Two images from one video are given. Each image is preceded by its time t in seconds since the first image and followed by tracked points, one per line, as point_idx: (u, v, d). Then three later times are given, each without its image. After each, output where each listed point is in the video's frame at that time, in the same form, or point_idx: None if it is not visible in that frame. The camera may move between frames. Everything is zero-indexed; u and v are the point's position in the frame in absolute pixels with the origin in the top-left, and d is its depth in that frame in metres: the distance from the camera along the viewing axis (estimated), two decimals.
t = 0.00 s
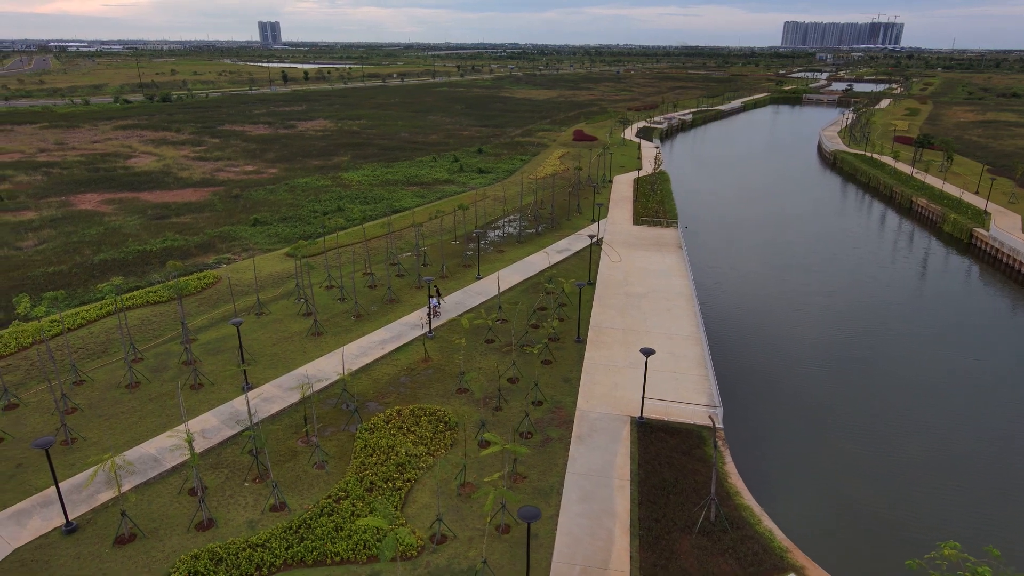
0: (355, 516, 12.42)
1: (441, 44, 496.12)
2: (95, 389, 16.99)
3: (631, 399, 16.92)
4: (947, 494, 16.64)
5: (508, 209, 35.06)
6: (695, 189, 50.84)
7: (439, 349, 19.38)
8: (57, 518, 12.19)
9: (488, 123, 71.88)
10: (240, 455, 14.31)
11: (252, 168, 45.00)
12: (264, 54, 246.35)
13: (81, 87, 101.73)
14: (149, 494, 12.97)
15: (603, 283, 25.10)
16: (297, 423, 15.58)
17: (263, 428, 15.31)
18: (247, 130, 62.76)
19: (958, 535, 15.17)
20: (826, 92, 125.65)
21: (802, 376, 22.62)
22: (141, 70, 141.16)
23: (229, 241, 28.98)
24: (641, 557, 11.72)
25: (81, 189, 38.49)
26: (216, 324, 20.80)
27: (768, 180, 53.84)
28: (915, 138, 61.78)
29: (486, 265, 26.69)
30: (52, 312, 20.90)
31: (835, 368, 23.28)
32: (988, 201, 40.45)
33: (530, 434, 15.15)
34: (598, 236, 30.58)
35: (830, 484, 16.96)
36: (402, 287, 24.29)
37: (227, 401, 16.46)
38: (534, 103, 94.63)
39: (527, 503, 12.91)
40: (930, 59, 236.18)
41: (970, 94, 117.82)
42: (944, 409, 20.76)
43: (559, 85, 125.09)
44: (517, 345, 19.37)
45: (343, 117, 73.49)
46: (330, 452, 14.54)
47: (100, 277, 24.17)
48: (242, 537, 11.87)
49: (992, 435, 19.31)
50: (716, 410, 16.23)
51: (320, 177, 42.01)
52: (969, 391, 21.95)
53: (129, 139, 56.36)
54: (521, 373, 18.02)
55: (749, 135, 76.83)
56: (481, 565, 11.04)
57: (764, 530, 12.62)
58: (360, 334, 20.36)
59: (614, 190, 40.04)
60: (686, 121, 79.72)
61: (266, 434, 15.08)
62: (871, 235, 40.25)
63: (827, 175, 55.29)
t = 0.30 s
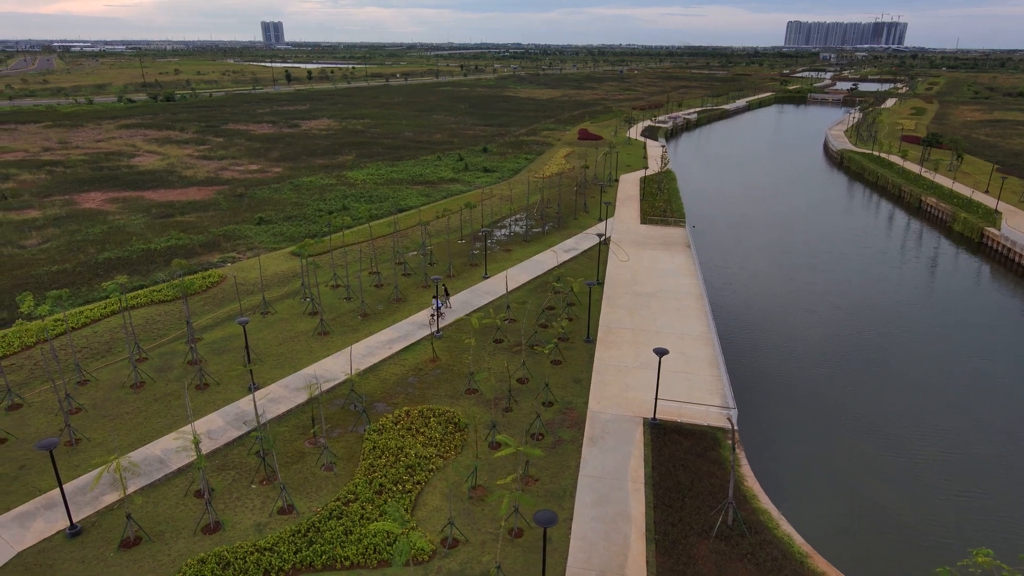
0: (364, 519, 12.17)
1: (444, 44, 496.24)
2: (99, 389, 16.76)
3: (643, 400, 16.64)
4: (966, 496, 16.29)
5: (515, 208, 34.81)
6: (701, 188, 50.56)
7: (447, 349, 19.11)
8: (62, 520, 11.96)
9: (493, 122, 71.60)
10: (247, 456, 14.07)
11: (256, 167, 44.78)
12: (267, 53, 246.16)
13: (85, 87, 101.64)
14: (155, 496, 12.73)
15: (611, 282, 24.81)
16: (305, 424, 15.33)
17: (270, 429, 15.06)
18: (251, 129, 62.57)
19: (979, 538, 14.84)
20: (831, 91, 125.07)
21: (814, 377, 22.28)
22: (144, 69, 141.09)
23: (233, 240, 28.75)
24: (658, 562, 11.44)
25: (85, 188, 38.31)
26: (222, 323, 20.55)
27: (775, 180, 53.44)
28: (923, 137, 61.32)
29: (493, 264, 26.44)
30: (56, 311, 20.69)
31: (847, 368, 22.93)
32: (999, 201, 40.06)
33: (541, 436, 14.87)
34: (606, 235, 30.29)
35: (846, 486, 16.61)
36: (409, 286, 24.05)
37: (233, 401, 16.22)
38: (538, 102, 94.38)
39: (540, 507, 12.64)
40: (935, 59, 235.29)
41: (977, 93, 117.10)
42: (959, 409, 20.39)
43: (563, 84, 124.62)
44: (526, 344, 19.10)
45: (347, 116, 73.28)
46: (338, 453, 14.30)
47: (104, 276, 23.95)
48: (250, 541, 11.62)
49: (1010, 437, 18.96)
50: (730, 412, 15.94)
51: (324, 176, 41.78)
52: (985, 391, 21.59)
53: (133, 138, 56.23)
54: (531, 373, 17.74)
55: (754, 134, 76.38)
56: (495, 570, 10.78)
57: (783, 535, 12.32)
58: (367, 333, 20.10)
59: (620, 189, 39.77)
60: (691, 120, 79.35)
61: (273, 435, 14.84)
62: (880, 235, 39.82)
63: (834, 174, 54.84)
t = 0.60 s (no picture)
0: (372, 525, 11.81)
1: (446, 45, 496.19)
2: (101, 390, 16.44)
3: (656, 401, 16.26)
4: (988, 497, 15.87)
5: (520, 207, 34.44)
6: (707, 187, 50.22)
7: (454, 349, 18.76)
8: (62, 525, 11.62)
9: (496, 121, 71.24)
10: (252, 459, 13.74)
11: (259, 166, 44.47)
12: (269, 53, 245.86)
13: (88, 87, 101.55)
14: (158, 500, 12.39)
15: (620, 282, 24.43)
16: (311, 425, 14.98)
17: (276, 431, 14.72)
18: (254, 128, 62.29)
19: (1004, 541, 14.40)
20: (836, 90, 124.54)
21: (827, 376, 21.87)
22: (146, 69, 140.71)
23: (237, 239, 28.43)
24: (676, 570, 11.07)
25: (88, 187, 38.00)
26: (225, 323, 20.20)
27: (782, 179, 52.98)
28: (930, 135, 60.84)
29: (500, 263, 26.08)
30: (57, 310, 20.37)
31: (861, 368, 22.50)
32: (1011, 199, 39.63)
33: (553, 438, 14.52)
34: (614, 234, 29.91)
35: (864, 487, 16.20)
36: (415, 286, 23.72)
37: (238, 402, 15.89)
38: (542, 101, 94.02)
39: (554, 511, 12.28)
40: (939, 59, 234.43)
41: (983, 92, 116.44)
42: (978, 410, 19.93)
43: (566, 84, 124.18)
44: (536, 344, 18.74)
45: (350, 116, 72.98)
46: (346, 456, 13.96)
47: (107, 275, 23.65)
48: (255, 547, 11.28)
49: None
50: (745, 413, 15.57)
51: (328, 175, 41.45)
52: (1002, 390, 21.18)
53: (136, 137, 55.95)
54: (541, 374, 17.38)
55: (759, 133, 75.88)
56: None
57: (805, 541, 11.93)
58: (373, 333, 19.77)
59: (626, 187, 39.41)
60: (695, 119, 78.98)
61: (279, 437, 14.49)
62: (890, 234, 39.36)
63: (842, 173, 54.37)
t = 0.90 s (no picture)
0: (379, 533, 11.38)
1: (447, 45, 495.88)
2: (99, 392, 16.02)
3: (669, 403, 15.80)
4: (1011, 499, 15.34)
5: (526, 205, 33.99)
6: (712, 186, 49.77)
7: (461, 350, 18.32)
8: (56, 533, 11.18)
9: (499, 120, 70.84)
10: (254, 463, 13.31)
11: (261, 165, 44.08)
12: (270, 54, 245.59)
13: (89, 86, 101.29)
14: (157, 507, 11.98)
15: (628, 281, 23.97)
16: (315, 428, 14.56)
17: (279, 434, 14.29)
18: (256, 127, 61.96)
19: None
20: (839, 90, 123.95)
21: (842, 375, 21.36)
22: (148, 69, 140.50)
23: (239, 237, 28.03)
24: None
25: (88, 185, 37.59)
26: (227, 323, 19.76)
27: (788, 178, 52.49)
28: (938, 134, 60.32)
29: (506, 263, 25.65)
30: (55, 310, 19.95)
31: (875, 367, 22.01)
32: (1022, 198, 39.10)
33: (564, 442, 14.06)
34: (621, 233, 29.45)
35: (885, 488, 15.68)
36: (420, 285, 23.30)
37: (239, 405, 15.46)
38: (544, 100, 93.57)
39: (567, 519, 11.83)
40: (942, 58, 233.56)
41: (988, 91, 115.78)
42: (998, 410, 19.40)
43: (568, 83, 123.66)
44: (544, 345, 18.30)
45: (352, 115, 72.59)
46: (350, 460, 13.55)
47: (106, 274, 23.23)
48: (258, 556, 10.85)
49: None
50: (761, 416, 15.12)
51: (331, 173, 41.03)
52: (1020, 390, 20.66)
53: (137, 136, 55.59)
54: (550, 375, 16.93)
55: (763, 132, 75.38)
56: None
57: (829, 550, 11.47)
58: (378, 333, 19.35)
59: (632, 186, 38.96)
60: (699, 118, 78.50)
61: (282, 441, 14.07)
62: (899, 233, 38.86)
63: (848, 172, 53.87)
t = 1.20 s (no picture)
0: (383, 544, 10.88)
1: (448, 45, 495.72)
2: (94, 395, 15.55)
3: (682, 407, 15.28)
4: None
5: (530, 204, 33.49)
6: (718, 185, 49.26)
7: (466, 351, 17.83)
8: (46, 543, 10.73)
9: (502, 120, 70.39)
10: (253, 470, 12.83)
11: (262, 164, 43.62)
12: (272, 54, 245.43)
13: (89, 86, 100.84)
14: (152, 516, 11.50)
15: (636, 281, 23.44)
16: (316, 433, 14.07)
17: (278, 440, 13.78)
18: (257, 126, 61.52)
19: None
20: (843, 89, 123.37)
21: (853, 374, 20.84)
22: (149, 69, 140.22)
23: (239, 237, 27.58)
24: None
25: (87, 185, 37.13)
26: (226, 324, 19.30)
27: (794, 176, 51.99)
28: (945, 133, 59.72)
29: (511, 262, 25.16)
30: (50, 310, 19.50)
31: (887, 365, 21.48)
32: None
33: (575, 447, 13.56)
34: (627, 232, 28.96)
35: (903, 490, 15.06)
36: (424, 285, 22.84)
37: (238, 408, 14.97)
38: (547, 99, 93.14)
39: (579, 529, 11.32)
40: (945, 58, 232.72)
41: (994, 90, 115.00)
42: (1015, 410, 18.81)
43: (570, 83, 123.17)
44: (552, 347, 17.81)
45: (353, 114, 72.16)
46: (353, 467, 13.07)
47: (103, 273, 22.76)
48: (257, 568, 10.37)
49: None
50: (779, 421, 14.59)
51: (332, 172, 40.56)
52: None
53: (137, 135, 55.18)
54: (559, 378, 16.42)
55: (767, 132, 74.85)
56: None
57: (855, 562, 10.94)
58: (381, 334, 18.87)
59: (637, 185, 38.47)
60: (703, 117, 77.95)
61: (282, 446, 13.59)
62: (908, 232, 38.30)
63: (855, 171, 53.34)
